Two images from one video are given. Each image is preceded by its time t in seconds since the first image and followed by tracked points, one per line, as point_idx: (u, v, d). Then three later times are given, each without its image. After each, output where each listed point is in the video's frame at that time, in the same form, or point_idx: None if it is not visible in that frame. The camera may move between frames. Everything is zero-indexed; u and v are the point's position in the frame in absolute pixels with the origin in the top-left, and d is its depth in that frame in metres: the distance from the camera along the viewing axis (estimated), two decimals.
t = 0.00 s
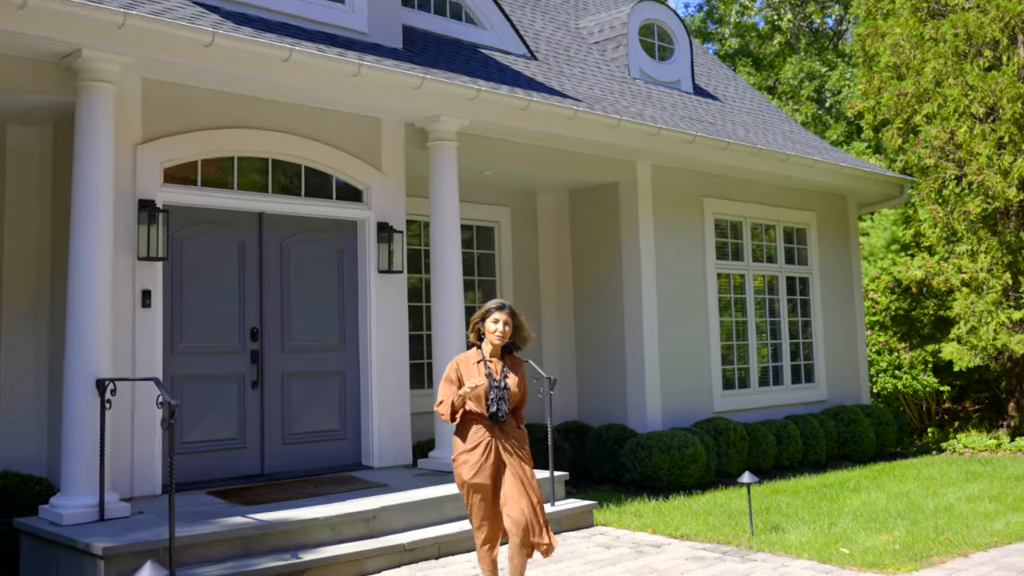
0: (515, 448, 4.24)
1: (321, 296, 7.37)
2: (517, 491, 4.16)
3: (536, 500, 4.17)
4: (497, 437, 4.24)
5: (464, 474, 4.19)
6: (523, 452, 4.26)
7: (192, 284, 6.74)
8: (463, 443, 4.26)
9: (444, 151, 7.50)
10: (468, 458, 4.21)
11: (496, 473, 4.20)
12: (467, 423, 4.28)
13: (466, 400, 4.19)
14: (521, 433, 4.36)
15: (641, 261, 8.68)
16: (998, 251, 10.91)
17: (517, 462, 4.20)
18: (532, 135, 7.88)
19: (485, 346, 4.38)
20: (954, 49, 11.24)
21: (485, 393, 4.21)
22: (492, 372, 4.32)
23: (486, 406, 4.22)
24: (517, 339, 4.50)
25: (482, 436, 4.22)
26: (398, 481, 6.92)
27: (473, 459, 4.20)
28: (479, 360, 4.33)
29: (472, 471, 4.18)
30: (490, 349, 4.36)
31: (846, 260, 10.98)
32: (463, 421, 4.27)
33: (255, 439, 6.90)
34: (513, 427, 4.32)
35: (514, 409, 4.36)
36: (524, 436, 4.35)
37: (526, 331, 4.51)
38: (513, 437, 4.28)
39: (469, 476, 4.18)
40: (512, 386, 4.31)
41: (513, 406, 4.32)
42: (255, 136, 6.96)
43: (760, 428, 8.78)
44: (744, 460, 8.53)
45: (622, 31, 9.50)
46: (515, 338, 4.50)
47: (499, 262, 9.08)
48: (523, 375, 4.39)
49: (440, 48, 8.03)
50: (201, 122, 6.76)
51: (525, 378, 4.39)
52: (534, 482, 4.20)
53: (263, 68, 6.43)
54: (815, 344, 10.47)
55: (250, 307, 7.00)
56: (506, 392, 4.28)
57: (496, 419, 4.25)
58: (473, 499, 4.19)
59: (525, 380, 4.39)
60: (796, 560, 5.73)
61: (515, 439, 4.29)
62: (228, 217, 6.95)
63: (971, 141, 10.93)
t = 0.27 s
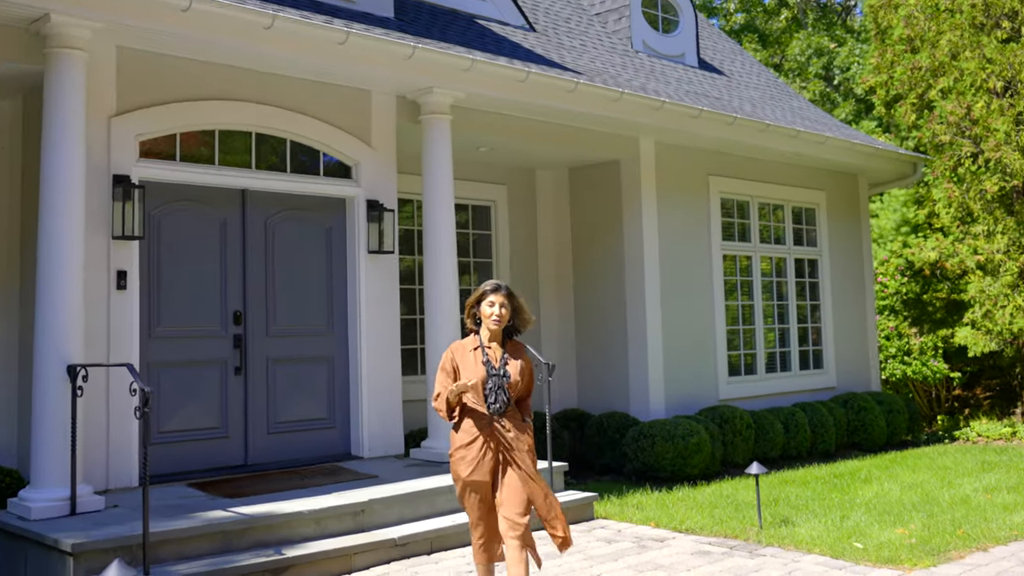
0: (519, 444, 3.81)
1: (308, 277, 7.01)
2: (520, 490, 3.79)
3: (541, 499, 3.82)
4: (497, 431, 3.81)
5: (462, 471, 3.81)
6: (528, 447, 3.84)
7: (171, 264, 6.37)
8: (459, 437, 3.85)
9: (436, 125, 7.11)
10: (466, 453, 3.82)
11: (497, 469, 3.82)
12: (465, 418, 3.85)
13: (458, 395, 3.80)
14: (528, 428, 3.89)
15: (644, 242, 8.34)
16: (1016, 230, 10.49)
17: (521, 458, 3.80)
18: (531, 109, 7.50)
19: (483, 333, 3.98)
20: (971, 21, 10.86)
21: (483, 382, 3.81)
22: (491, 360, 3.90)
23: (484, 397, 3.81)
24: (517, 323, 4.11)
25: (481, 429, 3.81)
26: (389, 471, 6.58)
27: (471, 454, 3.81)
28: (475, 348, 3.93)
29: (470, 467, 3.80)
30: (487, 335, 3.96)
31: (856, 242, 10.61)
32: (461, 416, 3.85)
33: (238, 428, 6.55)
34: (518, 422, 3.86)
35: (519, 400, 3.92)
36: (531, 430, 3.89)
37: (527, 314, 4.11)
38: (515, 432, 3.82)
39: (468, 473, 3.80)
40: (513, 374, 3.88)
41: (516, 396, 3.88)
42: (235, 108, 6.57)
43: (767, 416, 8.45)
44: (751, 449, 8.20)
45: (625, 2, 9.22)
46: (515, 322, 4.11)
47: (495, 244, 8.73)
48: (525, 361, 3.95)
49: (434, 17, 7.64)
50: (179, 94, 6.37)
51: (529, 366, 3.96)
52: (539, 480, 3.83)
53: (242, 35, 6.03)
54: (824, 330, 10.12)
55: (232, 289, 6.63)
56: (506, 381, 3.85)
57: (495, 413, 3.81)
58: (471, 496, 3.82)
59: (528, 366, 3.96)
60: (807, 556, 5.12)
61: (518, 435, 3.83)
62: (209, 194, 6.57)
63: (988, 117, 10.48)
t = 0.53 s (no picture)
0: (519, 438, 3.48)
1: (291, 260, 6.72)
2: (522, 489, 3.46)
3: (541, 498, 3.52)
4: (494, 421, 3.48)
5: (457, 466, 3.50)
6: (530, 442, 3.51)
7: (146, 246, 6.05)
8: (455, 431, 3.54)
9: (424, 101, 6.81)
10: (461, 447, 3.51)
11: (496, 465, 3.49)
12: (460, 410, 3.56)
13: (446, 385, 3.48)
14: (531, 420, 3.56)
15: (640, 224, 8.09)
16: None
17: (522, 453, 3.47)
18: (525, 84, 7.20)
19: (481, 315, 3.68)
20: None
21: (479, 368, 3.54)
22: (488, 344, 3.61)
23: (481, 384, 3.53)
24: (517, 306, 3.77)
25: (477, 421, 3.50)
26: (376, 461, 6.30)
27: (468, 448, 3.50)
28: (472, 332, 3.65)
29: (466, 462, 3.49)
30: (485, 318, 3.66)
31: (857, 226, 10.36)
32: (456, 408, 3.56)
33: (217, 417, 6.28)
34: (519, 413, 3.54)
35: (523, 388, 3.63)
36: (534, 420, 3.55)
37: (529, 295, 3.77)
38: (514, 424, 3.49)
39: (466, 468, 3.49)
40: (513, 358, 3.58)
41: (517, 381, 3.57)
42: (212, 82, 6.25)
43: (767, 403, 8.22)
44: (750, 437, 7.97)
45: None
46: (516, 305, 3.77)
47: (486, 226, 8.47)
48: (528, 342, 3.65)
49: None
50: (155, 67, 6.04)
51: (532, 349, 3.65)
52: (541, 477, 3.51)
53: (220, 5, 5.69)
54: (825, 316, 9.88)
55: (212, 272, 6.33)
56: (505, 365, 3.55)
57: (492, 400, 3.50)
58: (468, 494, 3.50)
59: (530, 348, 3.65)
60: (811, 551, 4.79)
61: (516, 428, 3.50)
62: (186, 171, 6.25)
63: (995, 96, 10.29)
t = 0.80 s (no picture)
0: (517, 439, 3.28)
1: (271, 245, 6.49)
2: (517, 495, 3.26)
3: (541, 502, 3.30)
4: (491, 423, 3.28)
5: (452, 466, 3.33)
6: (530, 443, 3.29)
7: (119, 231, 5.80)
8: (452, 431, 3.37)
9: (410, 81, 6.58)
10: (458, 447, 3.33)
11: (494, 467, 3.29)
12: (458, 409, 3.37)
13: (442, 383, 3.32)
14: (533, 416, 3.34)
15: (630, 210, 7.91)
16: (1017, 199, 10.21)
17: (520, 456, 3.26)
18: (513, 65, 6.99)
19: (477, 306, 3.46)
20: None
21: (475, 365, 3.33)
22: (484, 337, 3.39)
23: (477, 381, 3.33)
24: (517, 296, 3.55)
25: (474, 421, 3.31)
26: (359, 452, 6.11)
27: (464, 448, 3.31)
28: (467, 325, 3.42)
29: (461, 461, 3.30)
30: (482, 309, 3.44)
31: (849, 212, 10.23)
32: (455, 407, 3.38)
33: (194, 408, 6.07)
34: (520, 410, 3.33)
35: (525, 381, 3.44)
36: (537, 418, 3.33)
37: (529, 285, 3.54)
38: (512, 424, 3.28)
39: (459, 470, 3.30)
40: (509, 352, 3.36)
41: (516, 377, 3.35)
42: (188, 60, 6.01)
43: (759, 392, 8.08)
44: (741, 426, 7.84)
45: None
46: (515, 295, 3.54)
47: (473, 211, 8.28)
48: (525, 334, 3.43)
49: None
50: (128, 43, 5.79)
51: (532, 340, 3.43)
52: (541, 482, 3.29)
53: None
54: (817, 304, 9.75)
55: (189, 257, 6.10)
56: (501, 360, 3.33)
57: (488, 399, 3.30)
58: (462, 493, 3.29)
59: (530, 339, 3.44)
60: (808, 546, 4.64)
61: (516, 427, 3.29)
62: (162, 152, 6.01)
63: (991, 79, 10.19)
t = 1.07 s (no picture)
0: (506, 443, 3.13)
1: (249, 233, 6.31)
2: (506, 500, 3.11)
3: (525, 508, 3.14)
4: (481, 423, 3.13)
5: (435, 465, 3.19)
6: (520, 446, 3.15)
7: (89, 218, 5.59)
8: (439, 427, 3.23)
9: (391, 66, 6.40)
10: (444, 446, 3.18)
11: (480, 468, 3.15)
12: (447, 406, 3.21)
13: (433, 377, 3.12)
14: (525, 418, 3.19)
15: (616, 198, 7.79)
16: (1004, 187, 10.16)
17: (508, 459, 3.12)
18: (497, 50, 6.82)
19: (467, 298, 3.31)
20: None
21: (465, 363, 3.17)
22: (474, 332, 3.23)
23: (467, 380, 3.17)
24: (510, 286, 3.41)
25: (462, 419, 3.16)
26: (340, 446, 5.96)
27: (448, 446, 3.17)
28: (456, 317, 3.27)
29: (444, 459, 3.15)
30: (472, 301, 3.29)
31: (835, 201, 10.14)
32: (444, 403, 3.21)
33: (169, 400, 5.89)
34: (511, 410, 3.18)
35: (520, 377, 3.29)
36: (529, 419, 3.18)
37: (521, 276, 3.40)
38: (502, 427, 3.14)
39: (441, 467, 3.17)
40: (501, 348, 3.20)
41: (507, 375, 3.20)
42: (162, 41, 5.80)
43: (745, 383, 8.00)
44: (728, 418, 7.76)
45: None
46: (507, 284, 3.40)
47: (456, 199, 8.13)
48: (518, 328, 3.27)
49: None
50: (98, 22, 5.57)
51: (525, 333, 3.28)
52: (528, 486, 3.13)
53: None
54: (803, 294, 9.68)
55: (163, 245, 5.90)
56: (492, 358, 3.17)
57: (478, 400, 3.14)
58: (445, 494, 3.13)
59: (524, 332, 3.29)
60: (801, 543, 4.54)
61: (506, 429, 3.15)
62: (134, 136, 5.79)
63: (981, 68, 10.08)
